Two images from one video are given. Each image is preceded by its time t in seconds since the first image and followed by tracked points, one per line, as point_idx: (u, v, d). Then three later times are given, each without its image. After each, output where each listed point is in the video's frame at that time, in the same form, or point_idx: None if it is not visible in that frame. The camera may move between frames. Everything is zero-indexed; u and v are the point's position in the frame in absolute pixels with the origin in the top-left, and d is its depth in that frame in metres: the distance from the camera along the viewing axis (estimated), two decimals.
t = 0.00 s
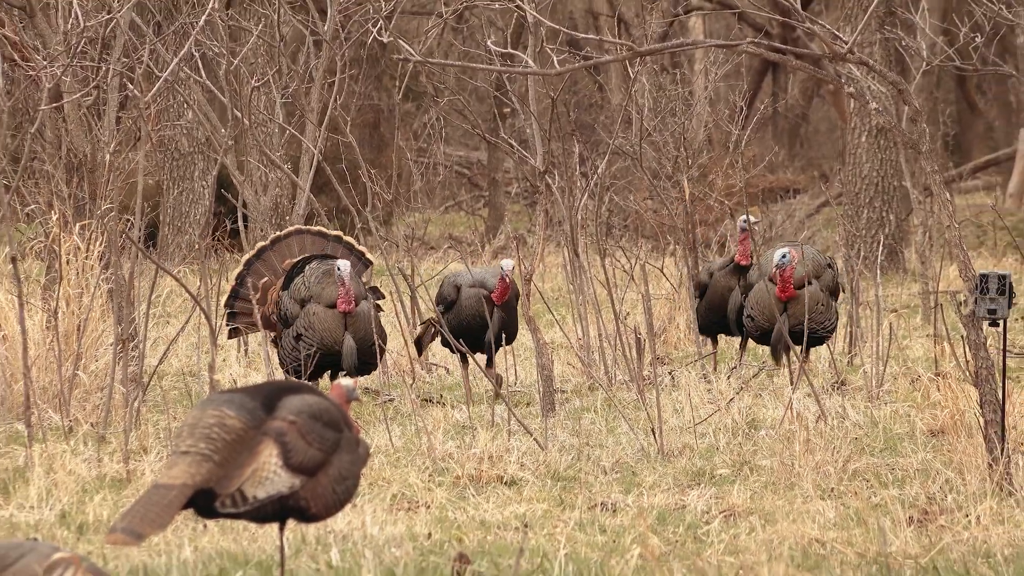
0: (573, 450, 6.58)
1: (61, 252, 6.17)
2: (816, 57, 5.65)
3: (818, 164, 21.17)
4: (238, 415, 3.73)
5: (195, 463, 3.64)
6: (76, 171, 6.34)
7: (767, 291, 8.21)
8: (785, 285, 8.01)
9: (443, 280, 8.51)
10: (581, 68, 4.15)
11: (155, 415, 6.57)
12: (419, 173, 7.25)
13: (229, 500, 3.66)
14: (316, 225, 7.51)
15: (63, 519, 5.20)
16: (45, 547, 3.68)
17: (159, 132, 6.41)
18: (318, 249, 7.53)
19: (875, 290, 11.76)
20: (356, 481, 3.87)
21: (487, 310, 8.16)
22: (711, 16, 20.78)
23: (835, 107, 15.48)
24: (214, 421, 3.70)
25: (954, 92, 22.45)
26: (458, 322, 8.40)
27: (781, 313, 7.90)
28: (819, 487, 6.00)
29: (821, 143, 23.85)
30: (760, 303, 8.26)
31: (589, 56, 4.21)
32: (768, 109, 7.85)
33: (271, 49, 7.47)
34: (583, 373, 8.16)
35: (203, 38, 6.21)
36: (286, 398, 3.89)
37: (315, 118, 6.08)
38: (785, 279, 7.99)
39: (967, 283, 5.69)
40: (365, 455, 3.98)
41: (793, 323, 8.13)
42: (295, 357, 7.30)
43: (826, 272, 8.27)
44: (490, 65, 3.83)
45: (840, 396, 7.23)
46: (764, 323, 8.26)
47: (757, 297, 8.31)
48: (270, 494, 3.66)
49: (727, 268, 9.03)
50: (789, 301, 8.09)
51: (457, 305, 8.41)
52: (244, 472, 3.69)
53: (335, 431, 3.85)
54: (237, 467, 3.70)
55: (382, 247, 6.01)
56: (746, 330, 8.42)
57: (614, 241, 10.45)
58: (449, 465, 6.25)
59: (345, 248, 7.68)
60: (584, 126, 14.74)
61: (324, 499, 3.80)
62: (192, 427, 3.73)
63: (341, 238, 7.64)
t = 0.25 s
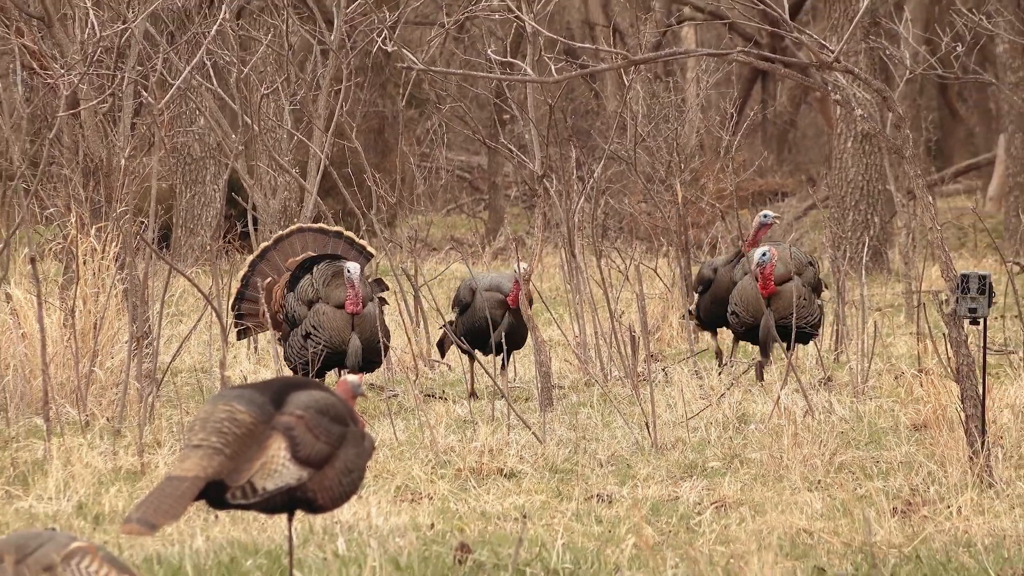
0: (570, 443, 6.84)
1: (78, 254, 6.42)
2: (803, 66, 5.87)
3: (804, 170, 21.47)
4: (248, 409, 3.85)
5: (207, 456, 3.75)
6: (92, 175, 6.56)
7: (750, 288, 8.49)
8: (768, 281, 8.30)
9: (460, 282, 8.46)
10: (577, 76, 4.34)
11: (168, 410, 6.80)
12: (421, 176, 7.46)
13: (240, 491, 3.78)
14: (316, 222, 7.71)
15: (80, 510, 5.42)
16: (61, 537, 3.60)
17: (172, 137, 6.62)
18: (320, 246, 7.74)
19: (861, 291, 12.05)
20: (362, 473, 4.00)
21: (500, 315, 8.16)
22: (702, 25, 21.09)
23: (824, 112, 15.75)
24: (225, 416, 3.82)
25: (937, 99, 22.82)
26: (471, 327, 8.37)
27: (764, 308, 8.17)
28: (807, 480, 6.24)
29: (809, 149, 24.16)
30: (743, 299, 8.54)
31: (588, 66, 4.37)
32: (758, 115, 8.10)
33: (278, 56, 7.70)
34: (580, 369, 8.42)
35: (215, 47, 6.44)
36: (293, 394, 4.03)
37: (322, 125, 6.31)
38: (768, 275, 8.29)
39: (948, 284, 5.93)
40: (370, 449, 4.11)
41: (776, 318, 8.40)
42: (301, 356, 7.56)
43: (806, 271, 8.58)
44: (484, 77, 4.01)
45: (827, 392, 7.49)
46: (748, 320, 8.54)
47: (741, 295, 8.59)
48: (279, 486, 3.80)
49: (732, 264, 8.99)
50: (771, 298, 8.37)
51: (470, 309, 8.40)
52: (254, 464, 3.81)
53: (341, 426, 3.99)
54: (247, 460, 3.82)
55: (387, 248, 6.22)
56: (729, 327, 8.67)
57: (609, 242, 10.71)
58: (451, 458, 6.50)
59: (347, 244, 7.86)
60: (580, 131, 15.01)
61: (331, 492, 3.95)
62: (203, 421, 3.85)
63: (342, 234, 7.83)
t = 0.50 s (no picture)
0: (570, 439, 7.05)
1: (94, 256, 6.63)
2: (796, 74, 6.06)
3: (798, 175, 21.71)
4: (258, 407, 4.07)
5: (219, 451, 3.96)
6: (107, 180, 6.77)
7: (733, 294, 8.53)
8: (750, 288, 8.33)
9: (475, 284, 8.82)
10: (575, 85, 4.57)
11: (181, 408, 7.01)
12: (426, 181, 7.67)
13: (250, 485, 3.98)
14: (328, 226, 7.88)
15: (95, 504, 5.62)
16: (78, 529, 3.76)
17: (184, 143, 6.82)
18: (333, 248, 7.93)
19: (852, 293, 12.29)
20: (367, 469, 4.19)
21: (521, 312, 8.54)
22: (699, 34, 21.32)
23: (817, 117, 15.98)
24: (237, 413, 4.03)
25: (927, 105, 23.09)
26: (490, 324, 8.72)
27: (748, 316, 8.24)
28: (799, 475, 6.45)
29: (802, 155, 24.40)
30: (727, 305, 8.59)
31: (584, 75, 4.62)
32: (753, 122, 8.33)
33: (288, 65, 7.92)
34: (579, 368, 8.64)
35: (226, 57, 6.65)
36: (302, 393, 4.24)
37: (330, 132, 6.52)
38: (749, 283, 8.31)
39: (935, 285, 6.14)
40: (376, 446, 4.31)
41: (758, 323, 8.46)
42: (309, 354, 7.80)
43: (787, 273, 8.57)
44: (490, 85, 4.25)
45: (819, 391, 7.71)
46: (732, 325, 8.59)
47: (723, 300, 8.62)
48: (288, 480, 3.99)
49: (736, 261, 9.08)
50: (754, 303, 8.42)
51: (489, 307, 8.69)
52: (264, 460, 4.02)
53: (348, 423, 4.19)
54: (257, 455, 4.03)
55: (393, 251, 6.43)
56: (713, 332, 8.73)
57: (607, 245, 10.93)
58: (454, 454, 6.71)
59: (360, 246, 8.05)
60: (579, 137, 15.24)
61: (338, 486, 4.15)
62: (216, 418, 4.06)
63: (355, 236, 8.00)
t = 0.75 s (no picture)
0: (569, 437, 7.09)
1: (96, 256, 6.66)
2: (794, 74, 6.09)
3: (794, 175, 21.75)
4: (260, 405, 4.09)
5: (219, 449, 3.98)
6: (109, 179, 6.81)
7: (722, 290, 8.43)
8: (738, 284, 8.23)
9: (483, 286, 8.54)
10: (575, 84, 4.61)
11: (182, 406, 7.04)
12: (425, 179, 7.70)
13: (251, 483, 4.01)
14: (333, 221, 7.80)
15: (97, 502, 5.65)
16: (80, 527, 3.76)
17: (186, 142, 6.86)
18: (337, 243, 7.87)
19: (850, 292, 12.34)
20: (367, 466, 4.24)
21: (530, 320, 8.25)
22: (696, 36, 21.39)
23: (814, 118, 16.02)
24: (238, 411, 4.06)
25: (922, 105, 23.15)
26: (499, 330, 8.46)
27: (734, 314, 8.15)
28: (797, 472, 6.49)
29: (798, 154, 24.44)
30: (715, 300, 8.48)
31: (583, 76, 4.67)
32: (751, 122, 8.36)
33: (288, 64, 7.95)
34: (578, 366, 8.68)
35: (228, 56, 6.68)
36: (302, 390, 4.27)
37: (331, 131, 6.55)
38: (737, 279, 8.20)
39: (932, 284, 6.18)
40: (375, 443, 4.35)
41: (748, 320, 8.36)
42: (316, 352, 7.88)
43: (777, 270, 8.45)
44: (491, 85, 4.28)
45: (816, 388, 7.75)
46: (719, 320, 8.48)
47: (711, 295, 8.54)
48: (288, 478, 4.03)
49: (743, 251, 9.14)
50: (742, 300, 8.32)
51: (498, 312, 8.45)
52: (265, 457, 4.04)
53: (348, 421, 4.23)
54: (258, 452, 4.05)
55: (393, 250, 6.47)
56: (700, 327, 8.64)
57: (606, 244, 10.98)
58: (454, 451, 6.75)
59: (363, 239, 7.99)
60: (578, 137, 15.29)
61: (338, 484, 4.20)
62: (217, 416, 4.08)
63: (358, 228, 7.95)
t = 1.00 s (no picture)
0: (569, 437, 7.09)
1: (95, 256, 6.65)
2: (794, 74, 6.08)
3: (793, 175, 21.74)
4: (260, 405, 4.09)
5: (219, 449, 3.98)
6: (110, 179, 6.81)
7: (721, 296, 8.36)
8: (737, 290, 8.17)
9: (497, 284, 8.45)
10: (574, 84, 4.61)
11: (183, 406, 7.04)
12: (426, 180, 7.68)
13: (250, 483, 4.01)
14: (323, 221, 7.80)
15: (97, 502, 5.65)
16: (80, 527, 3.76)
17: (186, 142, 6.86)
18: (330, 243, 7.89)
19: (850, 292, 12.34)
20: (367, 466, 4.24)
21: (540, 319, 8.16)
22: (697, 35, 21.38)
23: (814, 117, 16.01)
24: (238, 411, 4.06)
25: (921, 105, 23.14)
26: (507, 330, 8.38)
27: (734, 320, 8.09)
28: (797, 472, 6.48)
29: (798, 155, 24.42)
30: (713, 306, 8.40)
31: (582, 76, 4.68)
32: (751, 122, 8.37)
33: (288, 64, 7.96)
34: (578, 367, 8.68)
35: (228, 56, 6.68)
36: (303, 390, 4.27)
37: (331, 131, 6.55)
38: (737, 285, 8.13)
39: (932, 283, 6.18)
40: (375, 443, 4.35)
41: (746, 326, 8.30)
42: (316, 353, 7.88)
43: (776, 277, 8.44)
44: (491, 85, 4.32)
45: (816, 388, 7.75)
46: (717, 326, 8.42)
47: (710, 300, 8.47)
48: (288, 478, 4.03)
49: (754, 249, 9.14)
50: (741, 306, 8.26)
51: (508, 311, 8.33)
52: (265, 457, 4.04)
53: (348, 421, 4.23)
54: (258, 452, 4.06)
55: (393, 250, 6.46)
56: (698, 332, 8.58)
57: (606, 244, 10.98)
58: (454, 452, 6.75)
59: (355, 237, 8.01)
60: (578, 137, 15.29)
61: (338, 484, 4.20)
62: (217, 416, 4.09)
63: (348, 228, 7.96)
